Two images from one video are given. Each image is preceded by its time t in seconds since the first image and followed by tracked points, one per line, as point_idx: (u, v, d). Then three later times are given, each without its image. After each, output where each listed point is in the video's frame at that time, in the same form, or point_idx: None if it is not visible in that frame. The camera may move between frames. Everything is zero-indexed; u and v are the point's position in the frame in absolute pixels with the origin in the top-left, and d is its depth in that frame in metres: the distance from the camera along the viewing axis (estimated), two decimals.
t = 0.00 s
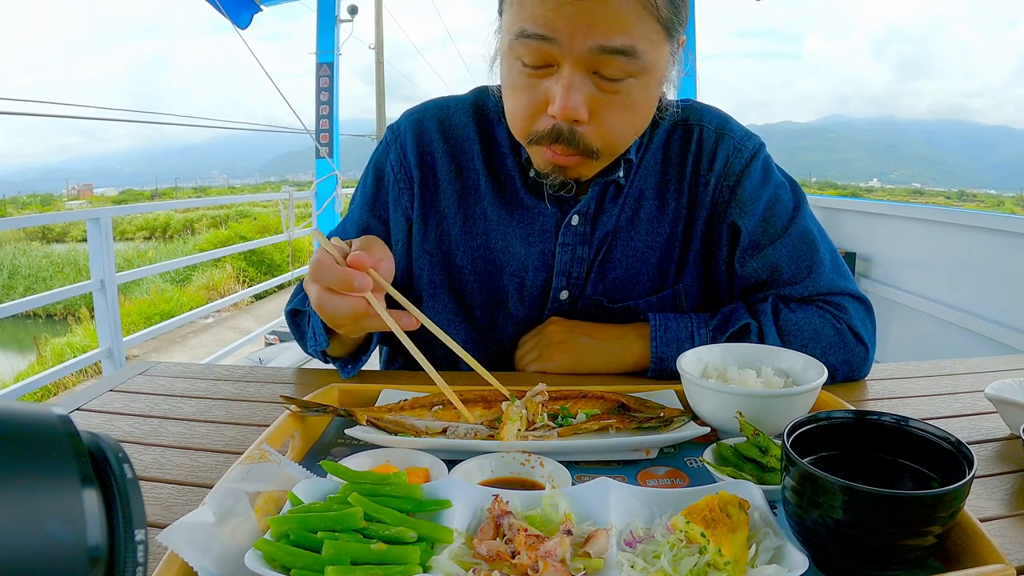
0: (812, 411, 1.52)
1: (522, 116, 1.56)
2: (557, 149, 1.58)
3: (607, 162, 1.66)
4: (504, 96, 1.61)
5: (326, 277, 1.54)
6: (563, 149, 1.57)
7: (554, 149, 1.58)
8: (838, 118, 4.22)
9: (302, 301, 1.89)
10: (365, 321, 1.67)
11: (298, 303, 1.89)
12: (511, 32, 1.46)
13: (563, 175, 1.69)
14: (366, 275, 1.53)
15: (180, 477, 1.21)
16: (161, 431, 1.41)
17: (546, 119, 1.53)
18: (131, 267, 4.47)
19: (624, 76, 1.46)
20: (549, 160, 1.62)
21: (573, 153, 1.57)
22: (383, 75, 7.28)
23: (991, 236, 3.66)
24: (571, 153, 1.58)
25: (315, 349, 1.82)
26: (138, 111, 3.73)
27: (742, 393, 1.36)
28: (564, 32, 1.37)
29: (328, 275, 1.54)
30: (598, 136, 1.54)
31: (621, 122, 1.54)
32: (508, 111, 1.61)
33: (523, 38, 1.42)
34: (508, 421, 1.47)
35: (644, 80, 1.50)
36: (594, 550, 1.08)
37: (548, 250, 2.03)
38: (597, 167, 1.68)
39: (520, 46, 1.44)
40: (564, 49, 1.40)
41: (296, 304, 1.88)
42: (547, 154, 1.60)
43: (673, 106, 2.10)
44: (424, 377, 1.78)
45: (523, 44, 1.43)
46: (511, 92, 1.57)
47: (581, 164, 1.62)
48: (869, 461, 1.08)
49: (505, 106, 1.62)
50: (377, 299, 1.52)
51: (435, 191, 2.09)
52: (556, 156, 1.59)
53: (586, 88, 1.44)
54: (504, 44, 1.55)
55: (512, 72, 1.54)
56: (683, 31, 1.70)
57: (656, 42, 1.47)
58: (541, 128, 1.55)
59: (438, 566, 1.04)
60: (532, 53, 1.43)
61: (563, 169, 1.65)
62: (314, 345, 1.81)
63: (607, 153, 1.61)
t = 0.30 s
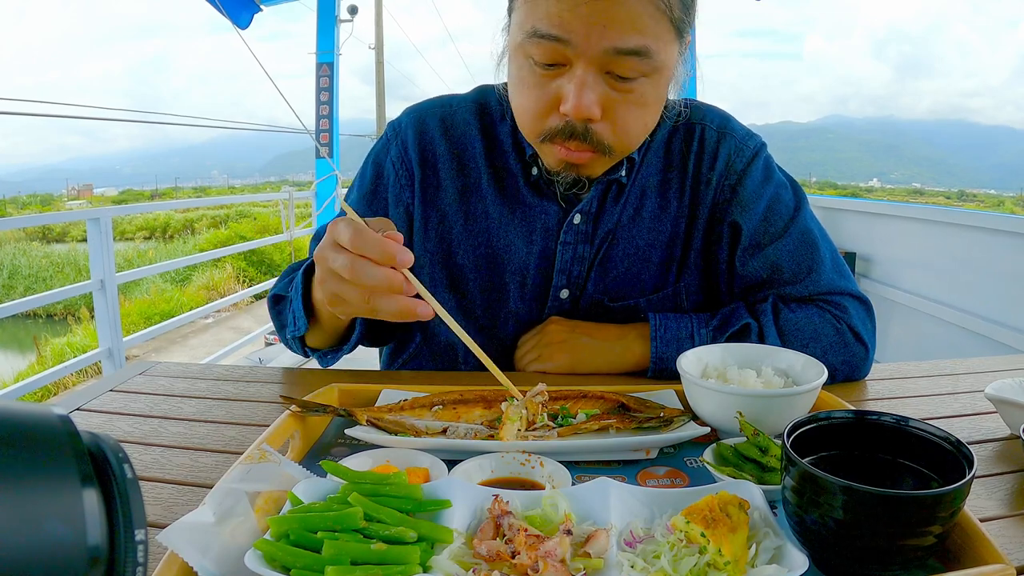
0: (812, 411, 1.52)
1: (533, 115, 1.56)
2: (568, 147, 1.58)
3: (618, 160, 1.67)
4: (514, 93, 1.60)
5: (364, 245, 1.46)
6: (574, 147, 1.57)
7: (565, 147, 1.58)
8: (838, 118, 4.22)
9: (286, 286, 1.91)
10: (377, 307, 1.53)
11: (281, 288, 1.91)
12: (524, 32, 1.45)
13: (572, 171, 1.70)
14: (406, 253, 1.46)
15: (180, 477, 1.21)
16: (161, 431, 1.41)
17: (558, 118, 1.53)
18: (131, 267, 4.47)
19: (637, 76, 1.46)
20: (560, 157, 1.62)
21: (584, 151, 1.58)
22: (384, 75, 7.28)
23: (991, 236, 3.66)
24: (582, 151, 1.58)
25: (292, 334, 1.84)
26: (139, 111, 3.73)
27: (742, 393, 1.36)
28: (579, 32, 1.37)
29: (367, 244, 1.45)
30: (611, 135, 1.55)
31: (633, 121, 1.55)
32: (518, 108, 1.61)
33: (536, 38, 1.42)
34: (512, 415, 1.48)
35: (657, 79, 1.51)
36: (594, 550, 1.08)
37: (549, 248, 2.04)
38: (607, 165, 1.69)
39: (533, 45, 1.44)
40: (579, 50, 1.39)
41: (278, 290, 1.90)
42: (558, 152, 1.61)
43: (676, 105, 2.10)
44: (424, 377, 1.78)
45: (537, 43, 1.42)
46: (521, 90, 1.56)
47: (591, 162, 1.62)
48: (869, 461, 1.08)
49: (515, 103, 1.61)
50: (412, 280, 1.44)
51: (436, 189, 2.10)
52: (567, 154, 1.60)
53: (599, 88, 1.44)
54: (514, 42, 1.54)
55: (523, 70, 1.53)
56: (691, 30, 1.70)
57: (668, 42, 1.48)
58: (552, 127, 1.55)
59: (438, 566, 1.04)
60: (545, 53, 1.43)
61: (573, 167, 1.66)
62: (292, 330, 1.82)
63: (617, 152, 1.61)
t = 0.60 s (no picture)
0: (812, 411, 1.52)
1: (536, 111, 1.56)
2: (571, 144, 1.58)
3: (620, 158, 1.66)
4: (517, 89, 1.60)
5: (361, 266, 1.44)
6: (577, 143, 1.57)
7: (568, 144, 1.59)
8: (838, 118, 4.22)
9: (285, 288, 1.92)
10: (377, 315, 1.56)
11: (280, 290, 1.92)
12: (528, 28, 1.45)
13: (574, 169, 1.70)
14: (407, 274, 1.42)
15: (180, 476, 1.21)
16: (161, 431, 1.41)
17: (561, 114, 1.53)
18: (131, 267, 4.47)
19: (640, 74, 1.46)
20: (562, 154, 1.62)
21: (587, 147, 1.58)
22: (384, 76, 7.28)
23: (991, 236, 3.66)
24: (584, 148, 1.58)
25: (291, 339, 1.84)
26: (138, 111, 3.73)
27: (742, 393, 1.36)
28: (582, 30, 1.37)
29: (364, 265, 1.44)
30: (613, 132, 1.55)
31: (636, 119, 1.55)
32: (521, 105, 1.61)
33: (540, 35, 1.41)
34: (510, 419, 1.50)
35: (660, 76, 1.51)
36: (594, 550, 1.08)
37: (549, 248, 2.04)
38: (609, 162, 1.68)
39: (536, 42, 1.43)
40: (582, 47, 1.39)
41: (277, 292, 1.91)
42: (561, 149, 1.61)
43: (677, 105, 2.10)
44: (425, 377, 1.78)
45: (540, 40, 1.42)
46: (524, 86, 1.56)
47: (594, 159, 1.62)
48: (869, 461, 1.08)
49: (517, 100, 1.61)
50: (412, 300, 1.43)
51: (437, 189, 2.10)
52: (570, 150, 1.60)
53: (603, 85, 1.44)
54: (517, 38, 1.54)
55: (526, 67, 1.53)
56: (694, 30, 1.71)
57: (672, 39, 1.48)
58: (555, 124, 1.55)
59: (438, 566, 1.04)
60: (548, 50, 1.43)
61: (576, 164, 1.66)
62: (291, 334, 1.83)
63: (620, 149, 1.61)
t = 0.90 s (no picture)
0: (812, 411, 1.52)
1: (534, 109, 1.56)
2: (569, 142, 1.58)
3: (617, 156, 1.66)
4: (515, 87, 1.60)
5: (349, 292, 1.51)
6: (574, 142, 1.57)
7: (565, 142, 1.58)
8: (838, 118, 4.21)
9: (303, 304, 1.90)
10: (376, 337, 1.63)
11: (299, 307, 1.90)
12: (526, 24, 1.45)
13: (570, 170, 1.70)
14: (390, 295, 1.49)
15: (180, 476, 1.21)
16: (161, 431, 1.41)
17: (558, 112, 1.53)
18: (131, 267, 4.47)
19: (638, 71, 1.46)
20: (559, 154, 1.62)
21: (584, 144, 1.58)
22: (384, 76, 7.28)
23: (991, 236, 3.66)
24: (582, 145, 1.58)
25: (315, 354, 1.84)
26: (138, 111, 3.73)
27: (742, 393, 1.36)
28: (580, 26, 1.37)
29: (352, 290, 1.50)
30: (611, 130, 1.54)
31: (634, 116, 1.55)
32: (519, 103, 1.61)
33: (538, 31, 1.41)
34: (494, 421, 1.54)
35: (658, 73, 1.51)
36: (594, 550, 1.08)
37: (549, 248, 2.04)
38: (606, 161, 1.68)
39: (534, 38, 1.43)
40: (580, 43, 1.39)
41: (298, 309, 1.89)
42: (558, 147, 1.60)
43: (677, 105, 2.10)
44: (425, 377, 1.78)
45: (538, 36, 1.42)
46: (522, 84, 1.56)
47: (591, 157, 1.62)
48: (869, 461, 1.08)
49: (516, 98, 1.61)
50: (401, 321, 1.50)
51: (437, 190, 2.10)
52: (568, 148, 1.59)
53: (601, 82, 1.44)
54: (516, 36, 1.54)
55: (524, 64, 1.53)
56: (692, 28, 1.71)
57: (669, 36, 1.48)
58: (553, 121, 1.55)
59: (438, 566, 1.04)
60: (546, 46, 1.42)
61: (574, 163, 1.66)
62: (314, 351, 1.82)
63: (617, 147, 1.61)
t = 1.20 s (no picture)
0: (812, 411, 1.52)
1: (529, 109, 1.56)
2: (565, 141, 1.58)
3: (615, 155, 1.66)
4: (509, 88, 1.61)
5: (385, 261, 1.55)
6: (572, 141, 1.57)
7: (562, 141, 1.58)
8: (838, 118, 4.21)
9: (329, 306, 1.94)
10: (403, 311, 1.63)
11: (326, 310, 1.93)
12: (517, 24, 1.45)
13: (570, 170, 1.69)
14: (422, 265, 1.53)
15: (180, 477, 1.21)
16: (161, 431, 1.41)
17: (553, 112, 1.53)
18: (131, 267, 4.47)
19: (631, 67, 1.46)
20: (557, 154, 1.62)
21: (581, 143, 1.57)
22: (383, 76, 7.28)
23: (991, 236, 3.66)
24: (579, 144, 1.57)
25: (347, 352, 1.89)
26: (138, 111, 3.73)
27: (742, 393, 1.36)
28: (569, 23, 1.37)
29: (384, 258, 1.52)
30: (607, 127, 1.54)
31: (630, 113, 1.54)
32: (515, 104, 1.61)
33: (529, 29, 1.42)
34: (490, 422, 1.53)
35: (652, 70, 1.50)
36: (594, 550, 1.08)
37: (549, 248, 2.04)
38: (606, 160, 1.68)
39: (526, 37, 1.44)
40: (571, 40, 1.39)
41: (325, 312, 1.93)
42: (556, 147, 1.60)
43: (677, 104, 2.10)
44: (425, 377, 1.78)
45: (529, 35, 1.43)
46: (516, 85, 1.56)
47: (589, 156, 1.61)
48: (869, 461, 1.08)
49: (511, 99, 1.61)
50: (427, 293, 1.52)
51: (437, 191, 2.10)
52: (565, 148, 1.59)
53: (593, 79, 1.45)
54: (508, 36, 1.54)
55: (517, 64, 1.54)
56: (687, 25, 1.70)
57: (662, 32, 1.48)
58: (548, 121, 1.55)
59: (438, 566, 1.04)
60: (537, 45, 1.43)
61: (573, 163, 1.65)
62: (347, 349, 1.87)
63: (616, 146, 1.61)
